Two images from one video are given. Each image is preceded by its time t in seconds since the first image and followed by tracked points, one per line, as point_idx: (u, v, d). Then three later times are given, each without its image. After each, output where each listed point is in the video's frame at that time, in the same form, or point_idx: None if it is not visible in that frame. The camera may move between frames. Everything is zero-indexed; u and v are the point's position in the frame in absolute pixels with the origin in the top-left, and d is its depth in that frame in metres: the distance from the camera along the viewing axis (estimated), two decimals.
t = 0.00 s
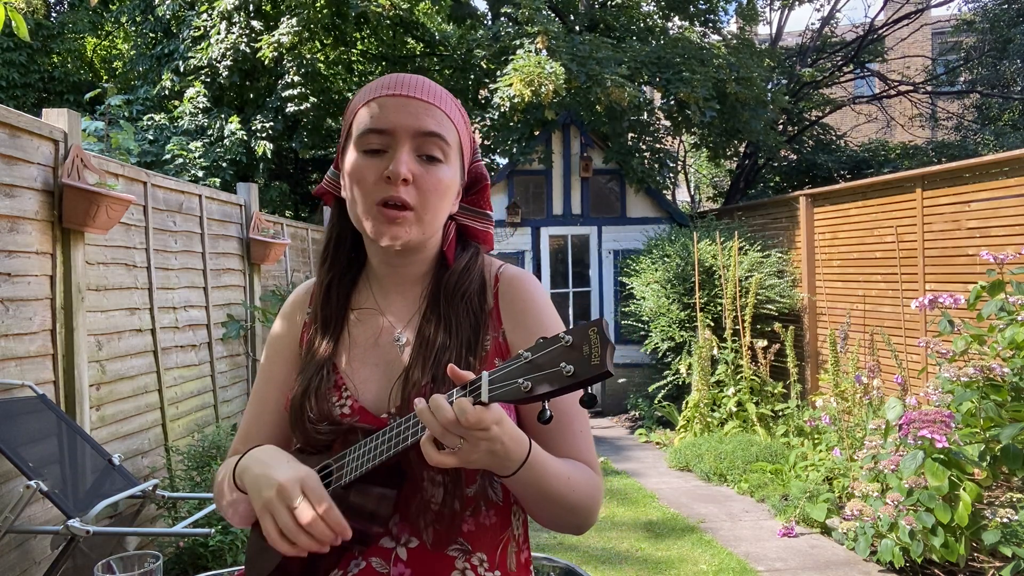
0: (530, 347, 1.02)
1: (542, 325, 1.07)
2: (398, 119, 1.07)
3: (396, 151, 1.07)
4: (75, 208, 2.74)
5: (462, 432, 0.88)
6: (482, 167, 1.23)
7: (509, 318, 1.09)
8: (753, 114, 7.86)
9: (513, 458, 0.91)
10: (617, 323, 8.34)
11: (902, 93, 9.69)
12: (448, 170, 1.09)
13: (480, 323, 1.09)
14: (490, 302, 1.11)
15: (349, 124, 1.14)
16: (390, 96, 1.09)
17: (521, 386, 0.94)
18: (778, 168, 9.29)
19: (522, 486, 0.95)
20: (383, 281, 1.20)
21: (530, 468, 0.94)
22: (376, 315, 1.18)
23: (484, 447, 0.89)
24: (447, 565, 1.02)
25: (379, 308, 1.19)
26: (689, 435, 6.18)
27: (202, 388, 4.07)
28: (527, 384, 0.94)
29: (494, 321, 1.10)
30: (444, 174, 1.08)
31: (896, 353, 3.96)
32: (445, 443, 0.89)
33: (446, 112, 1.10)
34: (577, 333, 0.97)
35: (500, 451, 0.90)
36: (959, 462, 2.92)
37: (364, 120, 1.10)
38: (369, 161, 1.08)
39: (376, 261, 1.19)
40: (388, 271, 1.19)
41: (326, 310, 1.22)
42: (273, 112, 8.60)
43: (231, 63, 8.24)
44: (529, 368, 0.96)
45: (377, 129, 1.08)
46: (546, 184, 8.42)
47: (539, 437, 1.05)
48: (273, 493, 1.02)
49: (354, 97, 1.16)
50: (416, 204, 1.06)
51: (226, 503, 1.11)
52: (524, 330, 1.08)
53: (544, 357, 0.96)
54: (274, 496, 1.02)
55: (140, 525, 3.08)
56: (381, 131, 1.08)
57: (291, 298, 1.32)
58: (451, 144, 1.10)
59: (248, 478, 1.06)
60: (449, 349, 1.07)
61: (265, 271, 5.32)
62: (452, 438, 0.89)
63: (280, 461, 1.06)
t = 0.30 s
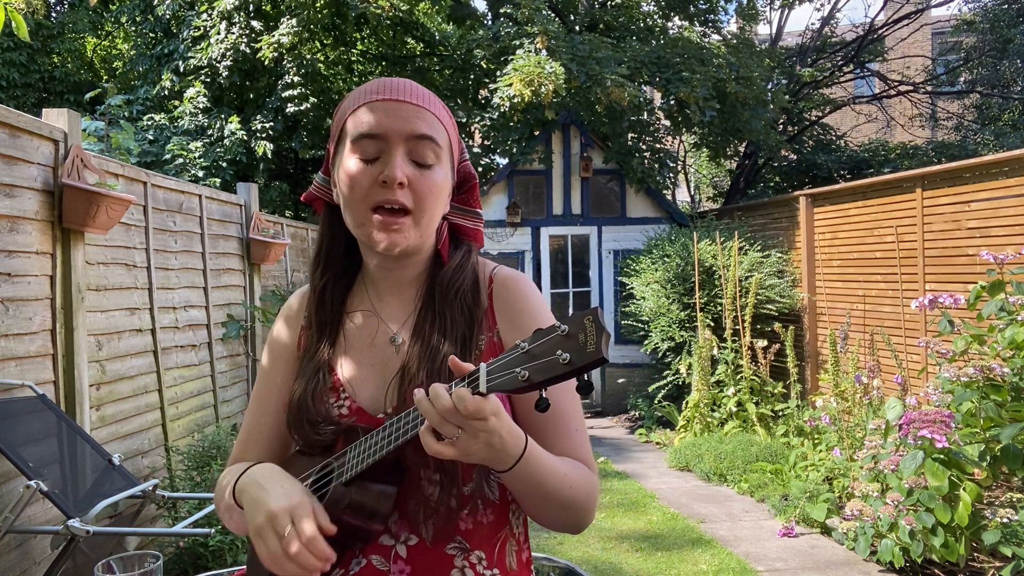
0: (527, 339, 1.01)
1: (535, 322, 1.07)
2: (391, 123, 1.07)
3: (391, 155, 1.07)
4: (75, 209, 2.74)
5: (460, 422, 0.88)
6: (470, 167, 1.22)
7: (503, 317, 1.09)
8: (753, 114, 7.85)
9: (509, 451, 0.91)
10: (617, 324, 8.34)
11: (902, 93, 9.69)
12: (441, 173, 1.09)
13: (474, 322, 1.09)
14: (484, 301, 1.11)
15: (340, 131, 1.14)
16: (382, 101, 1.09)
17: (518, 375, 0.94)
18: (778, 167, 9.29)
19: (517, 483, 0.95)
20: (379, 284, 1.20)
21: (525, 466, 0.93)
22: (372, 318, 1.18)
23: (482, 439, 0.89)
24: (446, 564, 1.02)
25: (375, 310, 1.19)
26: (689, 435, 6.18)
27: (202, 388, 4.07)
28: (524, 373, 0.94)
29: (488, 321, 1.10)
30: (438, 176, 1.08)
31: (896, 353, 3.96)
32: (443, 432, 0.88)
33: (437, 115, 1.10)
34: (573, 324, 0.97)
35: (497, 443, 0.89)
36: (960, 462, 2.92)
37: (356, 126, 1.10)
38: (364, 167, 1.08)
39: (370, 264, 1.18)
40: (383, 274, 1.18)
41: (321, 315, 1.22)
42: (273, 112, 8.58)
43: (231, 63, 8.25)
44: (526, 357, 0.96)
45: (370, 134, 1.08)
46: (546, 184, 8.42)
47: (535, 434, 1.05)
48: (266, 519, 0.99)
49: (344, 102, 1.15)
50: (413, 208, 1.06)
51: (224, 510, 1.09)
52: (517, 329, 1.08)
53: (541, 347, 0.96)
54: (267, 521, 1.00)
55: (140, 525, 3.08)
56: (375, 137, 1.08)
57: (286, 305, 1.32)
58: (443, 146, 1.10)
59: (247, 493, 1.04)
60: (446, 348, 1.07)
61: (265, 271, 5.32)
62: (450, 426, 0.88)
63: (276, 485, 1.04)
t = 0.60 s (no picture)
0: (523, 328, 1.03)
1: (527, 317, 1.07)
2: (391, 134, 1.06)
3: (391, 165, 1.06)
4: (75, 209, 2.74)
5: (450, 401, 0.89)
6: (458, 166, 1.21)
7: (497, 315, 1.09)
8: (753, 113, 7.84)
9: (497, 435, 0.91)
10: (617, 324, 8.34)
11: (902, 93, 9.68)
12: (439, 179, 1.09)
13: (468, 321, 1.09)
14: (478, 300, 1.11)
15: (334, 137, 1.12)
16: (379, 109, 1.07)
17: (512, 361, 0.95)
18: (778, 168, 9.29)
19: (508, 482, 0.95)
20: (374, 286, 1.20)
21: (513, 457, 0.94)
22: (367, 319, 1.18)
23: (470, 419, 0.89)
24: (446, 560, 1.01)
25: (369, 312, 1.19)
26: (689, 435, 6.18)
27: (202, 388, 4.07)
28: (518, 359, 0.94)
29: (482, 320, 1.10)
30: (436, 183, 1.09)
31: (895, 353, 3.96)
32: (435, 414, 0.90)
33: (433, 122, 1.10)
34: (566, 312, 0.98)
35: (485, 425, 0.90)
36: (960, 462, 2.92)
37: (353, 135, 1.08)
38: (363, 177, 1.07)
39: (365, 266, 1.18)
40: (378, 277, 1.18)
41: (317, 318, 1.22)
42: (273, 112, 8.57)
43: (231, 63, 8.25)
44: (520, 344, 0.97)
45: (368, 144, 1.07)
46: (546, 184, 8.42)
47: (527, 433, 1.04)
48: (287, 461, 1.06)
49: (337, 105, 1.13)
50: (415, 217, 1.07)
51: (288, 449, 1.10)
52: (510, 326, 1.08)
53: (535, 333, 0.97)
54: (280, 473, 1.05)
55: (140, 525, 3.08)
56: (374, 147, 1.07)
57: (281, 309, 1.32)
58: (440, 152, 1.10)
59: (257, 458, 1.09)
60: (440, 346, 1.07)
61: (265, 271, 5.32)
62: (441, 408, 0.90)
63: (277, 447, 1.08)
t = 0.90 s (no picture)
0: (519, 323, 1.02)
1: (521, 315, 1.06)
2: (379, 138, 1.06)
3: (380, 169, 1.06)
4: (75, 209, 2.74)
5: (442, 398, 0.88)
6: (445, 163, 1.21)
7: (487, 312, 1.08)
8: (753, 113, 7.84)
9: (488, 430, 0.91)
10: (617, 324, 8.34)
11: (902, 93, 9.68)
12: (427, 180, 1.10)
13: (458, 319, 1.08)
14: (469, 298, 1.11)
15: (320, 142, 1.12)
16: (365, 112, 1.07)
17: (507, 357, 0.94)
18: (778, 168, 9.29)
19: (501, 480, 0.95)
20: (364, 286, 1.20)
21: (505, 455, 0.94)
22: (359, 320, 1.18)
23: (461, 415, 0.89)
24: (443, 558, 1.01)
25: (361, 314, 1.19)
26: (689, 435, 6.18)
27: (202, 388, 4.07)
28: (513, 355, 0.94)
29: (472, 317, 1.09)
30: (425, 185, 1.09)
31: (896, 353, 3.96)
32: (424, 412, 0.89)
33: (420, 123, 1.10)
34: (560, 305, 0.97)
35: (476, 422, 0.89)
36: (960, 462, 2.92)
37: (341, 141, 1.08)
38: (353, 182, 1.07)
39: (356, 268, 1.18)
40: (368, 277, 1.18)
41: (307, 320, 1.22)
42: (273, 112, 8.56)
43: (231, 63, 8.24)
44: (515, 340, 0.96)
45: (357, 149, 1.07)
46: (546, 184, 8.41)
47: (521, 430, 1.04)
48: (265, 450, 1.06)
49: (323, 107, 1.12)
50: (406, 220, 1.07)
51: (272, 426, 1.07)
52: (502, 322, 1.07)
53: (530, 329, 0.96)
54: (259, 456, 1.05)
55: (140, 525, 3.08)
56: (363, 152, 1.07)
57: (275, 311, 1.33)
58: (428, 153, 1.10)
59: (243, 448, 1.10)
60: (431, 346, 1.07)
61: (265, 272, 5.32)
62: (431, 405, 0.89)
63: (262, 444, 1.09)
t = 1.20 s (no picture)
0: (522, 325, 1.02)
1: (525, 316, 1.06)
2: (369, 145, 1.06)
3: (372, 176, 1.06)
4: (75, 209, 2.74)
5: (445, 400, 0.89)
6: (437, 157, 1.21)
7: (491, 313, 1.09)
8: (753, 113, 7.85)
9: (491, 431, 0.91)
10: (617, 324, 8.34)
11: (902, 93, 9.68)
12: (421, 181, 1.10)
13: (461, 320, 1.09)
14: (472, 300, 1.11)
15: (309, 155, 1.11)
16: (352, 121, 1.07)
17: (510, 359, 0.94)
18: (778, 167, 9.30)
19: (506, 480, 0.95)
20: (364, 289, 1.20)
21: (509, 455, 0.93)
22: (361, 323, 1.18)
23: (464, 417, 0.89)
24: (445, 559, 1.01)
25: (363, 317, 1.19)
26: (689, 435, 6.18)
27: (202, 388, 4.07)
28: (516, 357, 0.94)
29: (476, 319, 1.09)
30: (419, 186, 1.09)
31: (896, 353, 3.96)
32: (427, 415, 0.90)
33: (407, 123, 1.09)
34: (563, 307, 0.97)
35: (479, 424, 0.90)
36: (960, 462, 2.92)
37: (331, 153, 1.08)
38: (348, 192, 1.07)
39: (357, 273, 1.18)
40: (369, 280, 1.18)
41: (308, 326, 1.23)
42: (273, 112, 8.55)
43: (231, 63, 8.24)
44: (518, 342, 0.96)
45: (347, 158, 1.07)
46: (546, 184, 8.41)
47: (526, 431, 1.04)
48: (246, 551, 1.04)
49: (309, 121, 1.12)
50: (405, 224, 1.07)
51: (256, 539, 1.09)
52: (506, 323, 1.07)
53: (532, 331, 0.97)
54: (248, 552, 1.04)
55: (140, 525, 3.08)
56: (354, 160, 1.07)
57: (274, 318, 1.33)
58: (418, 153, 1.10)
59: (233, 516, 1.09)
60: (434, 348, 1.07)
61: (265, 272, 5.32)
62: (434, 408, 0.90)
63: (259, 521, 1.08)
